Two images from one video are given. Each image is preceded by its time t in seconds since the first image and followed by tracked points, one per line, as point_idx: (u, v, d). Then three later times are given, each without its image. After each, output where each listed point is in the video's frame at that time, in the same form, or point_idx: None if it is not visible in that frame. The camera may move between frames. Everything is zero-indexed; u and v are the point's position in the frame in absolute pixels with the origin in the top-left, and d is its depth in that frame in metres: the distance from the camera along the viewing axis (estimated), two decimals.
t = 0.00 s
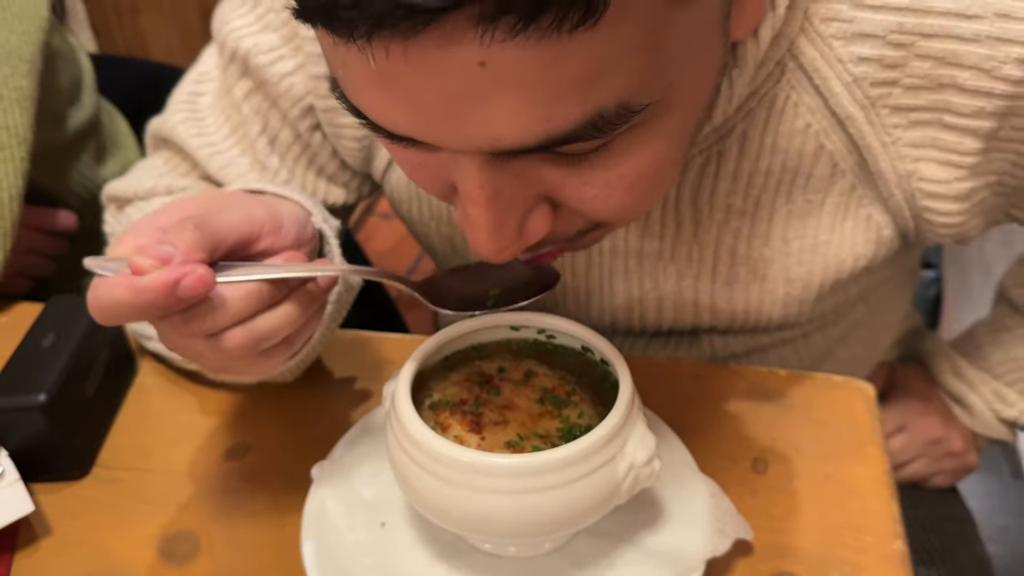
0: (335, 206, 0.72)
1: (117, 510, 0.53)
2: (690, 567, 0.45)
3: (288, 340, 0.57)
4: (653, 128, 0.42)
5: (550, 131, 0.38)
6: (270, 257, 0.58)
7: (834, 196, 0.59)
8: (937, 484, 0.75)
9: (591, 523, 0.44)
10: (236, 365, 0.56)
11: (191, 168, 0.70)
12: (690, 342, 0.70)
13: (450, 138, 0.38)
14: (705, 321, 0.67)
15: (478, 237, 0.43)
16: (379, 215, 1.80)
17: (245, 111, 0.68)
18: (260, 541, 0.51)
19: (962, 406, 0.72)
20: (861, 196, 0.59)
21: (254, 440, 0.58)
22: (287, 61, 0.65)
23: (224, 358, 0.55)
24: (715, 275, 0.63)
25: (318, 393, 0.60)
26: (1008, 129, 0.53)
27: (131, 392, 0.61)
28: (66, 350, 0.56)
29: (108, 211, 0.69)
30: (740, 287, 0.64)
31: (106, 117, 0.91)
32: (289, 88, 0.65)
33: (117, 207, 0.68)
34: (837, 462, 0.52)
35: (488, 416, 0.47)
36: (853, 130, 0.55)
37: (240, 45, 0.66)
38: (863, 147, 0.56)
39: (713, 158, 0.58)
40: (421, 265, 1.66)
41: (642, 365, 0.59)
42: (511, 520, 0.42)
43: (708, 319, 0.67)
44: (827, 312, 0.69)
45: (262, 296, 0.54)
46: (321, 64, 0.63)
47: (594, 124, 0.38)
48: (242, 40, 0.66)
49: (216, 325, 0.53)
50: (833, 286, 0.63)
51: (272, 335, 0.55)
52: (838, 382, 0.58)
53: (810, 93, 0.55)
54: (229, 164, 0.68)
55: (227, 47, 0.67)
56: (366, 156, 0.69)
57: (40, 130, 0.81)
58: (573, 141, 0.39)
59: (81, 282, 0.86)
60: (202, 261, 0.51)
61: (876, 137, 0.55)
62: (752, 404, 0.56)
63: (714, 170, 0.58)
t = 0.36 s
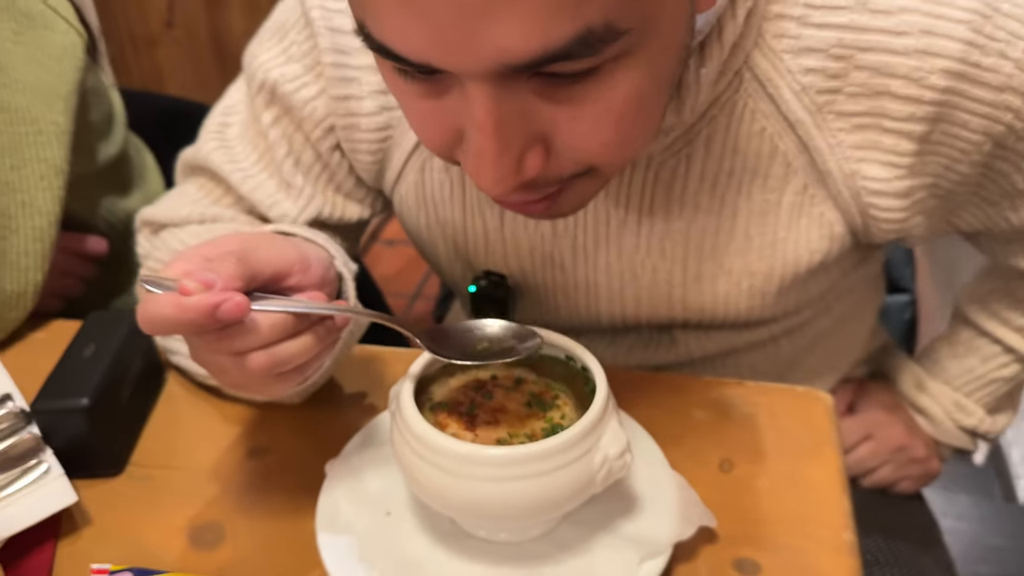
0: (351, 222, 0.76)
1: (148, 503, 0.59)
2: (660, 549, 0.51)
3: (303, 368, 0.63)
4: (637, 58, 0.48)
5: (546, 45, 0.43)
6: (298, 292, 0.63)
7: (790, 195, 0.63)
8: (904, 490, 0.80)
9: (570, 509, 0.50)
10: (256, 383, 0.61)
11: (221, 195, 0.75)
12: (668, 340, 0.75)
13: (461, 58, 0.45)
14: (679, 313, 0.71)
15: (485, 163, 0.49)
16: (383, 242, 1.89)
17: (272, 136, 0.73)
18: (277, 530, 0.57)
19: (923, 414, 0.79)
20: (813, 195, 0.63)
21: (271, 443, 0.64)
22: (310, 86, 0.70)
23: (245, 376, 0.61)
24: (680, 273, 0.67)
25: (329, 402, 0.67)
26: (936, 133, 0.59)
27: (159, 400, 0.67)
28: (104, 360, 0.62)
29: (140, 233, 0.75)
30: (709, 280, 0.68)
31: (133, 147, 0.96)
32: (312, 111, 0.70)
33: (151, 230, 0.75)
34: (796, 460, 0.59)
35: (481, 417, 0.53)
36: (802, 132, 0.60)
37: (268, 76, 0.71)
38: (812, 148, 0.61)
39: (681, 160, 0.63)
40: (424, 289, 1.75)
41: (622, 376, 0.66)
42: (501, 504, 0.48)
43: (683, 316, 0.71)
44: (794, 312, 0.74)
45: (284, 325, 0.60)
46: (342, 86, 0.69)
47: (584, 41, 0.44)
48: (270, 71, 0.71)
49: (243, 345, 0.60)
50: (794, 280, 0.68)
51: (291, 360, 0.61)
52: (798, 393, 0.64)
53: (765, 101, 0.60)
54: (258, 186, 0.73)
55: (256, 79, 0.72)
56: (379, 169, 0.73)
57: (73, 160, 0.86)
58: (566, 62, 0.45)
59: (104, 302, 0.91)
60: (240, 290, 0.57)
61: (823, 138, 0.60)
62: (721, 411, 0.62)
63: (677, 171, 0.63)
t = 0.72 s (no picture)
0: (367, 252, 0.84)
1: (180, 509, 0.66)
2: (632, 546, 0.58)
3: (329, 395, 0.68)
4: (619, 73, 0.57)
5: (543, 54, 0.53)
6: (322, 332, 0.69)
7: (751, 221, 0.70)
8: (869, 506, 0.86)
9: (554, 510, 0.57)
10: (287, 410, 0.66)
11: (249, 232, 0.82)
12: (648, 360, 0.81)
13: (474, 68, 0.54)
14: (654, 328, 0.77)
15: (489, 163, 0.58)
16: (389, 279, 1.97)
17: (299, 177, 0.80)
18: (295, 532, 0.64)
19: (885, 434, 0.86)
20: (772, 221, 0.70)
21: (290, 457, 0.71)
22: (335, 132, 0.78)
23: (279, 403, 0.66)
24: (658, 290, 0.74)
25: (342, 421, 0.74)
26: (876, 164, 0.67)
27: (189, 421, 0.74)
28: (143, 382, 0.70)
29: (175, 268, 0.83)
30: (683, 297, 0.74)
31: (163, 190, 1.05)
32: (336, 153, 0.78)
33: (186, 265, 0.82)
34: (758, 470, 0.66)
35: (477, 431, 0.61)
36: (759, 164, 0.68)
37: (297, 123, 0.80)
38: (767, 178, 0.68)
39: (655, 190, 0.70)
40: (428, 324, 1.84)
41: (604, 398, 0.73)
42: (492, 502, 0.55)
43: (662, 331, 0.78)
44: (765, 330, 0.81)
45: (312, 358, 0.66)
46: (363, 129, 0.77)
47: (575, 52, 0.53)
48: (299, 119, 0.80)
49: (277, 375, 0.65)
50: (759, 296, 0.74)
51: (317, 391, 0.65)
52: (761, 412, 0.71)
53: (725, 137, 0.68)
54: (287, 222, 0.80)
55: (286, 126, 0.81)
56: (393, 203, 0.81)
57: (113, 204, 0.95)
58: (560, 70, 0.54)
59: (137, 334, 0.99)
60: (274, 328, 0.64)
61: (777, 169, 0.68)
62: (693, 428, 0.70)
63: (649, 199, 0.71)
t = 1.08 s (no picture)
0: (375, 283, 0.92)
1: (201, 514, 0.73)
2: (604, 544, 0.65)
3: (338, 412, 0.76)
4: (596, 92, 0.66)
5: (532, 66, 0.62)
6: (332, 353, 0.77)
7: (715, 250, 0.78)
8: (834, 523, 0.92)
9: (534, 512, 0.64)
10: (299, 426, 0.74)
11: (266, 265, 0.91)
12: (628, 381, 0.88)
13: (471, 78, 0.62)
14: (638, 347, 0.84)
15: (480, 165, 0.64)
16: (392, 316, 2.06)
17: (314, 215, 0.89)
18: (304, 535, 0.71)
19: (849, 456, 0.93)
20: (734, 250, 0.78)
21: (300, 470, 0.78)
22: (347, 174, 0.87)
23: (291, 419, 0.73)
24: (633, 312, 0.81)
25: (348, 439, 0.81)
26: (825, 201, 0.76)
27: (207, 438, 0.82)
28: (169, 401, 0.78)
29: (198, 299, 0.91)
30: (656, 318, 0.82)
31: (182, 230, 1.13)
32: (348, 193, 0.87)
33: (208, 296, 0.90)
34: (722, 481, 0.73)
35: (467, 442, 0.68)
36: (721, 199, 0.76)
37: (313, 168, 0.89)
38: (728, 212, 0.76)
39: (630, 223, 0.79)
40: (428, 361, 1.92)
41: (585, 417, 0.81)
42: (479, 503, 0.62)
43: (639, 352, 0.85)
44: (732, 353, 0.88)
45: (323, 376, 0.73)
46: (372, 171, 0.86)
47: (559, 67, 0.63)
48: (315, 164, 0.89)
49: (292, 391, 0.73)
50: (726, 319, 0.81)
51: (326, 405, 0.73)
52: (727, 431, 0.79)
53: (691, 176, 0.76)
54: (302, 255, 0.88)
55: (303, 170, 0.90)
56: (398, 238, 0.89)
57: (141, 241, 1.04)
58: (546, 82, 0.63)
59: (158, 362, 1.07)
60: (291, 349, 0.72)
61: (736, 204, 0.76)
62: (665, 444, 0.77)
63: (624, 231, 0.79)
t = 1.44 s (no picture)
0: (379, 309, 1.00)
1: (214, 523, 0.79)
2: (582, 548, 0.71)
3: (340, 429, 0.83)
4: (601, 100, 0.75)
5: (552, 74, 0.70)
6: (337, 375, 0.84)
7: (686, 277, 0.86)
8: (807, 541, 0.97)
9: (518, 518, 0.71)
10: (307, 439, 0.81)
11: (278, 295, 0.99)
12: (609, 400, 0.95)
13: (498, 90, 0.70)
14: (619, 367, 0.91)
15: (511, 169, 0.72)
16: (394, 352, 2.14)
17: (324, 248, 0.97)
18: (308, 542, 0.77)
19: (820, 477, 0.99)
20: (704, 276, 0.85)
21: (306, 483, 0.84)
22: (353, 210, 0.95)
23: (300, 432, 0.80)
24: (614, 334, 0.89)
25: (351, 457, 0.88)
26: (784, 232, 0.83)
27: (220, 455, 0.89)
28: (187, 419, 0.85)
29: (214, 327, 0.99)
30: (635, 340, 0.89)
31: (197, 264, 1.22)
32: (355, 227, 0.95)
33: (224, 324, 0.98)
34: (694, 495, 0.79)
35: (459, 455, 0.74)
36: (691, 230, 0.84)
37: (323, 205, 0.97)
38: (697, 242, 0.84)
39: (609, 252, 0.86)
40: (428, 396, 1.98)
41: (570, 438, 0.88)
42: (468, 508, 0.68)
43: (620, 372, 0.92)
44: (707, 376, 0.95)
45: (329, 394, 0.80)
46: (377, 207, 0.94)
47: (574, 76, 0.71)
48: (325, 201, 0.97)
49: (302, 406, 0.80)
50: (698, 341, 0.88)
51: (331, 421, 0.80)
52: (700, 450, 0.85)
53: (664, 210, 0.85)
54: (312, 285, 0.96)
55: (314, 208, 0.98)
56: (401, 267, 0.97)
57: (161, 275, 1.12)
58: (563, 89, 0.71)
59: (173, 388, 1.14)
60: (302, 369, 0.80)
61: (704, 235, 0.84)
62: (642, 462, 0.84)
63: (604, 260, 0.86)
